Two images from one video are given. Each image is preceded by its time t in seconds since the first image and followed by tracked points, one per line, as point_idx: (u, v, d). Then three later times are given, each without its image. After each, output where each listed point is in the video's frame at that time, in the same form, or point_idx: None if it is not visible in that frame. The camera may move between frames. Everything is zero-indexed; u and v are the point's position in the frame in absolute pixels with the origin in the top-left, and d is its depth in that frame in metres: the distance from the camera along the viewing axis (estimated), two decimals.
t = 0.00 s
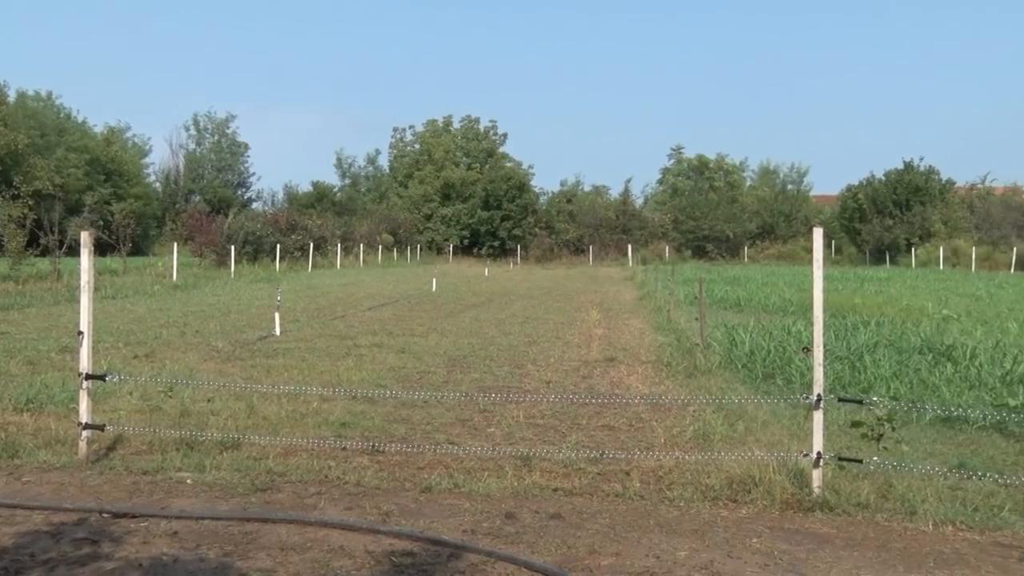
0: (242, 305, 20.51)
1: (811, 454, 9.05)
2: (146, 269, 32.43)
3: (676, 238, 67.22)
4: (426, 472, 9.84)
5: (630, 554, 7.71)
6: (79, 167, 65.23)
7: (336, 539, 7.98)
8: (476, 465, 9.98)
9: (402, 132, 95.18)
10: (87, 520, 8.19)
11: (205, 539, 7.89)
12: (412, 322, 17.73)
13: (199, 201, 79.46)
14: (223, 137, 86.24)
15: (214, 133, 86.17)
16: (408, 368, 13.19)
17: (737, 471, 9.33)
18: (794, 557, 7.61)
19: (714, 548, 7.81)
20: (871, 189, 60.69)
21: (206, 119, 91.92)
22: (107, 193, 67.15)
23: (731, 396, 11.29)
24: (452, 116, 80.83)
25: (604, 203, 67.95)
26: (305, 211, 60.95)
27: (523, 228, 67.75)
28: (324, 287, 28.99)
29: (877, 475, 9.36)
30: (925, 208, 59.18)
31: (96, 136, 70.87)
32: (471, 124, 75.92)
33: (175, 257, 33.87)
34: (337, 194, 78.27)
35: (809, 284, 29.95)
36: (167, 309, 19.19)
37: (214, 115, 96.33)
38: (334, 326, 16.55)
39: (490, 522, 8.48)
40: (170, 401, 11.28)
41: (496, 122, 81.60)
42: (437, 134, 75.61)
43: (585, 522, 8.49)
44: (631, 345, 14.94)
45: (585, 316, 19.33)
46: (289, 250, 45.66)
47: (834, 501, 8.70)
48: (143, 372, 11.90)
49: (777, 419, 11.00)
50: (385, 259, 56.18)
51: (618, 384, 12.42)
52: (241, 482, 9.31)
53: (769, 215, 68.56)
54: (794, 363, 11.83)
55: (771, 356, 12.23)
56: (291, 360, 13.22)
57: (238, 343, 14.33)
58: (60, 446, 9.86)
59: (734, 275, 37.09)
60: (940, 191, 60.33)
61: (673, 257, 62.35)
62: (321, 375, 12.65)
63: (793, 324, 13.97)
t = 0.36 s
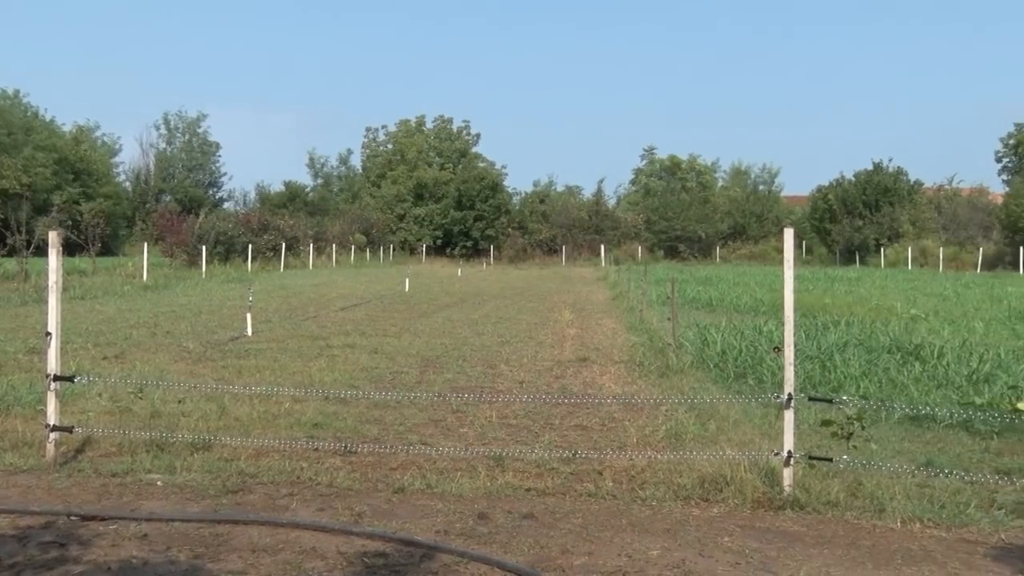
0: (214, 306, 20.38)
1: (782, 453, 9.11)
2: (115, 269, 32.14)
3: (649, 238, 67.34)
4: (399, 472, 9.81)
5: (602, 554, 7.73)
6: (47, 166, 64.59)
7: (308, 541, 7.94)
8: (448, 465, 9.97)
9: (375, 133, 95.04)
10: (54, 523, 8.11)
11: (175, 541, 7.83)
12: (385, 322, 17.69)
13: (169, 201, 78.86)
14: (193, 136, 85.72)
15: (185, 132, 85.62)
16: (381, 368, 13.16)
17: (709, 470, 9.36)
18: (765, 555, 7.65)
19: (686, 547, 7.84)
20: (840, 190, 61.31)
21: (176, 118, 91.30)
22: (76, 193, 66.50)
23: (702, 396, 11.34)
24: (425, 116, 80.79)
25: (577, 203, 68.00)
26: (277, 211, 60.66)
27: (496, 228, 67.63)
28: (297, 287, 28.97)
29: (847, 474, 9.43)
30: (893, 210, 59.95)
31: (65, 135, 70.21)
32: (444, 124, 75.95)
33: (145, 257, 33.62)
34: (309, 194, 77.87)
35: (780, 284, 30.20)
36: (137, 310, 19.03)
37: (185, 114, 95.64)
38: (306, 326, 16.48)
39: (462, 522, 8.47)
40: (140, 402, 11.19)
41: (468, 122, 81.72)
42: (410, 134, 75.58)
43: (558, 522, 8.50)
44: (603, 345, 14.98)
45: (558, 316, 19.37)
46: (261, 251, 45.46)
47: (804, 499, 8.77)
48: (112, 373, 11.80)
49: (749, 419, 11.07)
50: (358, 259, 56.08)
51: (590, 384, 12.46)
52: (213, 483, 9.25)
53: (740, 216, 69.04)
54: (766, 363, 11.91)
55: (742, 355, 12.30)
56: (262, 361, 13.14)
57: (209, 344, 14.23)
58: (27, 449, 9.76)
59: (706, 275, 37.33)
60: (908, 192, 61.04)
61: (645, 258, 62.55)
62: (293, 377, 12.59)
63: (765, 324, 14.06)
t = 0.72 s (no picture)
0: (184, 306, 20.26)
1: (753, 453, 9.15)
2: (83, 269, 31.79)
3: (621, 238, 67.51)
4: (371, 473, 9.78)
5: (574, 553, 7.74)
6: (14, 166, 63.84)
7: (280, 542, 7.90)
8: (421, 466, 9.96)
9: (348, 133, 94.81)
10: (21, 527, 8.02)
11: (145, 544, 7.76)
12: (357, 322, 17.64)
13: (139, 201, 78.20)
14: (164, 135, 85.04)
15: (155, 132, 84.93)
16: (353, 369, 13.12)
17: (681, 469, 9.40)
18: (735, 554, 7.70)
19: (657, 546, 7.88)
20: (811, 191, 61.68)
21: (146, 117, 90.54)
22: (44, 193, 65.75)
23: (674, 395, 11.39)
24: (397, 116, 80.65)
25: (549, 203, 68.02)
26: (248, 210, 60.29)
27: (469, 228, 67.48)
28: (268, 288, 28.91)
29: (817, 472, 9.50)
30: (863, 211, 60.24)
31: (33, 134, 69.43)
32: (416, 124, 75.95)
33: (113, 257, 33.32)
34: (280, 194, 77.38)
35: (750, 284, 30.41)
36: (106, 310, 18.85)
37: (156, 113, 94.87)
38: (279, 327, 16.38)
39: (434, 523, 8.46)
40: (110, 404, 11.10)
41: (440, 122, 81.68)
42: (383, 134, 75.62)
43: (530, 522, 8.50)
44: (576, 345, 15.01)
45: (531, 316, 19.40)
46: (232, 250, 45.23)
47: (775, 498, 8.82)
48: (81, 374, 11.68)
49: (720, 418, 11.13)
50: (330, 260, 55.94)
51: (563, 384, 12.48)
52: (183, 485, 9.19)
53: (712, 216, 69.32)
54: (737, 363, 11.97)
55: (714, 355, 12.36)
56: (234, 362, 13.06)
57: (179, 344, 14.12)
58: None
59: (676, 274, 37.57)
60: (877, 193, 61.44)
61: (618, 258, 62.70)
62: (265, 377, 12.52)
63: (736, 324, 14.15)
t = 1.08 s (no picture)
0: (152, 307, 20.11)
1: (723, 452, 9.19)
2: (48, 270, 31.42)
3: (592, 238, 67.70)
4: (341, 474, 9.74)
5: (545, 554, 7.74)
6: None
7: (248, 544, 7.84)
8: (391, 466, 9.92)
9: (318, 133, 94.44)
10: None
11: (111, 547, 7.69)
12: (328, 322, 17.55)
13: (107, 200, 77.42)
14: (131, 135, 84.29)
15: (123, 131, 84.18)
16: (324, 369, 13.06)
17: (651, 468, 9.41)
18: (704, 553, 7.74)
19: (627, 545, 7.90)
20: (779, 192, 62.04)
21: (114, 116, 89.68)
22: (9, 193, 64.91)
23: (644, 394, 11.45)
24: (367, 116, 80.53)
25: (520, 203, 67.97)
26: (217, 210, 59.84)
27: (440, 228, 67.34)
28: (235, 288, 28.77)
29: (785, 470, 9.55)
30: (830, 211, 60.64)
31: None
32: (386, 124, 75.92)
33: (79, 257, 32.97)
34: (250, 194, 76.70)
35: (720, 283, 30.60)
36: (73, 311, 18.65)
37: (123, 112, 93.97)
38: (248, 327, 16.29)
39: (405, 523, 8.45)
40: (75, 406, 10.99)
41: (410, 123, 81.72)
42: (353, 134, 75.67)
43: (501, 522, 8.51)
44: (546, 345, 15.02)
45: (502, 316, 19.42)
46: (200, 251, 44.94)
47: (743, 497, 8.88)
48: (47, 376, 11.55)
49: (689, 417, 11.19)
50: (300, 260, 55.71)
51: (533, 384, 12.50)
52: (150, 487, 9.11)
53: (682, 216, 69.47)
54: (707, 362, 12.02)
55: (684, 355, 12.42)
56: (202, 362, 12.97)
57: (147, 345, 14.00)
58: None
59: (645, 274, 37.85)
60: (844, 193, 61.88)
61: (589, 259, 62.80)
62: (234, 377, 12.43)
63: (705, 323, 14.23)
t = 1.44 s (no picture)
0: (119, 308, 19.92)
1: (691, 451, 9.23)
2: (12, 270, 31.05)
3: (561, 239, 67.77)
4: (311, 475, 9.69)
5: (514, 553, 7.75)
6: None
7: (216, 546, 7.79)
8: (361, 467, 9.89)
9: (287, 133, 94.01)
10: None
11: (76, 551, 7.61)
12: (297, 323, 17.47)
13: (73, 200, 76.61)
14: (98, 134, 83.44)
15: (89, 130, 83.32)
16: (293, 370, 12.99)
17: (620, 468, 9.44)
18: (673, 551, 7.77)
19: (597, 545, 7.92)
20: (748, 193, 62.36)
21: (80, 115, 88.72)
22: None
23: (614, 394, 11.49)
24: (337, 116, 80.34)
25: (490, 203, 67.87)
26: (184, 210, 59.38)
27: (410, 228, 67.41)
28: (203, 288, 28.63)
29: (753, 469, 9.61)
30: (798, 212, 61.08)
31: None
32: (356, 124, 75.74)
33: (44, 258, 32.63)
34: (217, 194, 75.93)
35: (689, 283, 30.78)
36: (38, 312, 18.43)
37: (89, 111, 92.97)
38: (216, 328, 16.17)
39: (375, 524, 8.42)
40: (40, 408, 10.86)
41: (380, 122, 81.36)
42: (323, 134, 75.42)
43: (471, 522, 8.50)
44: (516, 345, 15.05)
45: (473, 317, 19.42)
46: (168, 251, 44.62)
47: (712, 495, 8.93)
48: (11, 378, 11.40)
49: (659, 417, 11.25)
50: (269, 260, 55.45)
51: (503, 384, 12.52)
52: (116, 489, 9.02)
53: (652, 217, 69.21)
54: (676, 362, 12.09)
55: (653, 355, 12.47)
56: (169, 363, 12.87)
57: (114, 346, 13.87)
58: None
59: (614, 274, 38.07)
60: (812, 194, 62.30)
61: (558, 259, 62.88)
62: (202, 378, 12.35)
63: (675, 323, 14.29)
